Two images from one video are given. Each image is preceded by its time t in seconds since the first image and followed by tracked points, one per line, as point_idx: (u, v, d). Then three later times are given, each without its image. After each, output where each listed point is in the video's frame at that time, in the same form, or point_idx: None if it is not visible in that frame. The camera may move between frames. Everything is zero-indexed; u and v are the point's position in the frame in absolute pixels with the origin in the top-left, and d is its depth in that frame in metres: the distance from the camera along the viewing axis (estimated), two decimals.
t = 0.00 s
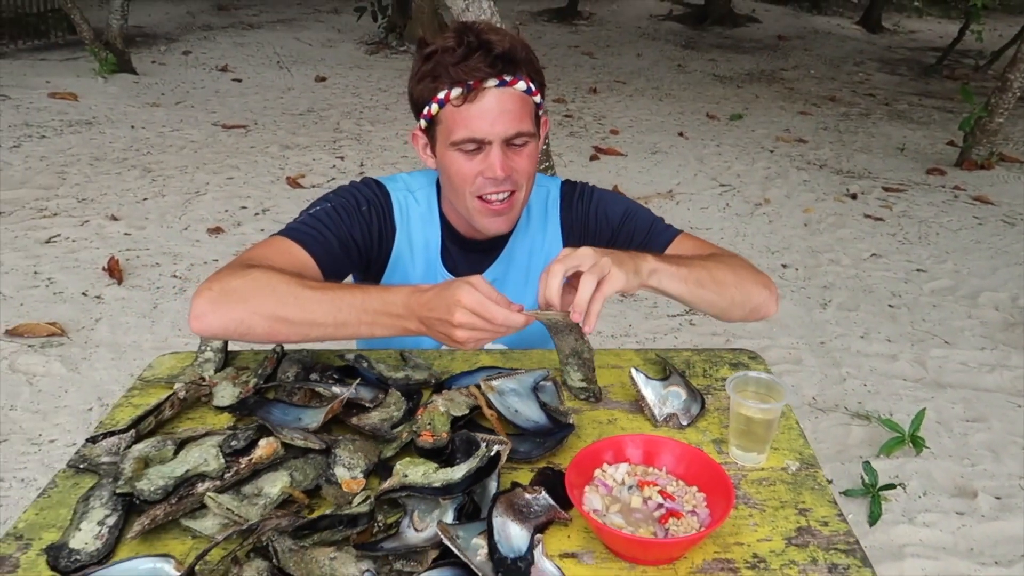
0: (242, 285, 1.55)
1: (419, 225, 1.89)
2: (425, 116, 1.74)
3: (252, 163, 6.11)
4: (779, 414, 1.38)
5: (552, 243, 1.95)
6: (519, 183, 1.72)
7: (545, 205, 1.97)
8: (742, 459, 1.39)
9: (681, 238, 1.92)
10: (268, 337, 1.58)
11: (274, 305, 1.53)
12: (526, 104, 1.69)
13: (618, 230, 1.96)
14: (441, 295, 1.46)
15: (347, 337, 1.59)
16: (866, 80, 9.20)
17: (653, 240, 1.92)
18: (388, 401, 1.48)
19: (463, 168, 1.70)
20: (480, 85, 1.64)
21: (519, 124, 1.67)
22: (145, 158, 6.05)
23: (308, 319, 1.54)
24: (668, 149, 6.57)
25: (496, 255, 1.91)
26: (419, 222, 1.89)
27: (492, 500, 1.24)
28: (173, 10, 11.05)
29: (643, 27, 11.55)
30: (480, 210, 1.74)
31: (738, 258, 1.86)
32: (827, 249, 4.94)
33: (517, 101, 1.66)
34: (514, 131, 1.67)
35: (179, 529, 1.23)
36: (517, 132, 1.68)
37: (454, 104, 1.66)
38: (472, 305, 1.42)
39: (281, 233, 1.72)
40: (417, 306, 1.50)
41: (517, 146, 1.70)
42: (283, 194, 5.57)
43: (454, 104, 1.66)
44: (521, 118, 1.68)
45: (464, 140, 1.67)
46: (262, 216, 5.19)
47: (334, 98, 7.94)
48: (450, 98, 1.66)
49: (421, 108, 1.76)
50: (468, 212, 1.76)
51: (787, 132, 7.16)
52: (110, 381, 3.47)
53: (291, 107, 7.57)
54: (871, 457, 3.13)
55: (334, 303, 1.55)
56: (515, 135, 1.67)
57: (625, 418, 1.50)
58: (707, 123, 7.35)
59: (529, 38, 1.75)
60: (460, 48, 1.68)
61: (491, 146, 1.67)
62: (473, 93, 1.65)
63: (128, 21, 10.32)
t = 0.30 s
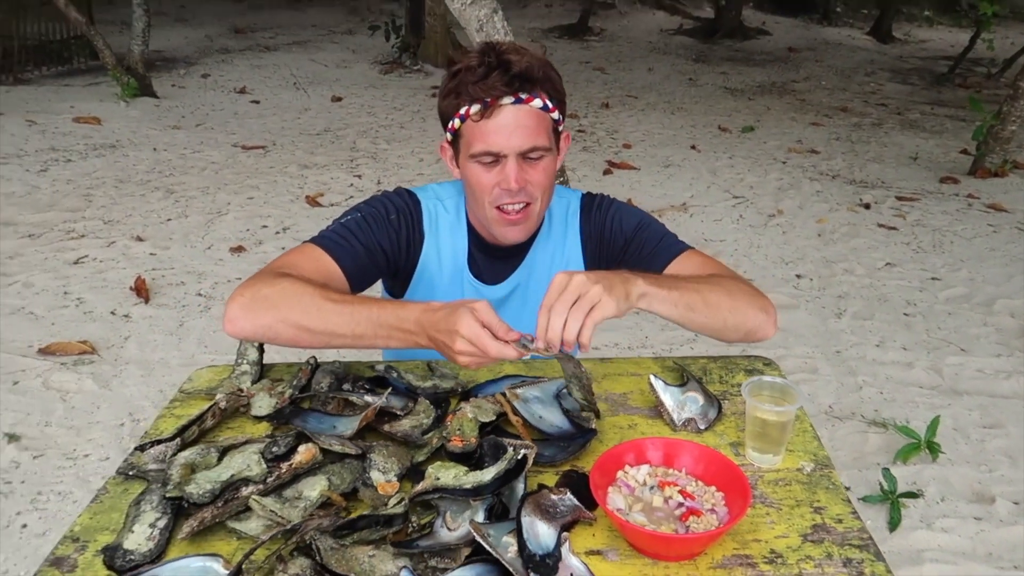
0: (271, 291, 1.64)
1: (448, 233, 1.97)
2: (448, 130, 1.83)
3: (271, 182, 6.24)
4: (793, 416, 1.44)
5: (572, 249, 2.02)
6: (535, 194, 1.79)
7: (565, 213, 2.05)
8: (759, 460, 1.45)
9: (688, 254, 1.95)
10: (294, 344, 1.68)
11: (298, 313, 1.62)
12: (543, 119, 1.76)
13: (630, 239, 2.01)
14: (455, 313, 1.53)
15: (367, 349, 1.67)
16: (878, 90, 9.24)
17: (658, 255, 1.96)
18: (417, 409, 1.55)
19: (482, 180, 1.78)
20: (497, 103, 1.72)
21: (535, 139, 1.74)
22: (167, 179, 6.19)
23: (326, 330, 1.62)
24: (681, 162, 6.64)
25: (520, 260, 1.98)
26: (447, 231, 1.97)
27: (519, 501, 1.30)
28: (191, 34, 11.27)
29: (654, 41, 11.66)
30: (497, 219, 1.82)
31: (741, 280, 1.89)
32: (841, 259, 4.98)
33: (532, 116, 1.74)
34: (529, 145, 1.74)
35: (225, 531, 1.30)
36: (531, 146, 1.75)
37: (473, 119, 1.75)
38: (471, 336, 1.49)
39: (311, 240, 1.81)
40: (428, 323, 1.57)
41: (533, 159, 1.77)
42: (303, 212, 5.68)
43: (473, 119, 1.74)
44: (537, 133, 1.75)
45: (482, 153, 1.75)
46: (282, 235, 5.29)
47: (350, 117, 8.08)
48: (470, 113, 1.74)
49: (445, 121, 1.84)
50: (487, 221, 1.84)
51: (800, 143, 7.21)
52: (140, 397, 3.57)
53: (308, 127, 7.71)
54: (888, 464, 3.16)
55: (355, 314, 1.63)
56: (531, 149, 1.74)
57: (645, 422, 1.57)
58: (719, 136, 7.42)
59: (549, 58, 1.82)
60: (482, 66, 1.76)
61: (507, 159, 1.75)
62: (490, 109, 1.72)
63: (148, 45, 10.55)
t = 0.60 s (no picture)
0: (276, 295, 1.71)
1: (461, 226, 2.00)
2: (466, 134, 1.84)
3: (287, 196, 6.30)
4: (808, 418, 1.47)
5: (592, 242, 2.03)
6: (555, 201, 1.82)
7: (586, 208, 2.05)
8: (775, 462, 1.47)
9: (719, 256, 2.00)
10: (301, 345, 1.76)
11: (299, 322, 1.69)
12: (564, 127, 1.77)
13: (657, 243, 2.04)
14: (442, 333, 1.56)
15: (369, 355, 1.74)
16: (891, 100, 9.23)
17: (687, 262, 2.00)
18: (437, 414, 1.58)
19: (505, 188, 1.82)
20: (518, 114, 1.73)
21: (557, 148, 1.76)
22: (184, 193, 6.27)
23: (322, 339, 1.69)
24: (693, 174, 6.66)
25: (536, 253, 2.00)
26: (461, 224, 2.00)
27: (539, 502, 1.32)
28: (206, 51, 11.42)
29: (665, 54, 11.71)
30: (519, 225, 1.86)
31: (774, 286, 1.94)
32: (855, 269, 4.98)
33: (554, 125, 1.75)
34: (551, 155, 1.76)
35: (252, 530, 1.34)
36: (554, 156, 1.77)
37: (494, 129, 1.76)
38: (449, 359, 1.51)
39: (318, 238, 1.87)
40: (415, 336, 1.60)
41: (555, 168, 1.79)
42: (318, 225, 5.74)
43: (494, 130, 1.76)
44: (559, 141, 1.76)
45: (505, 163, 1.78)
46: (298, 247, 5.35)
47: (363, 131, 8.15)
48: (491, 124, 1.76)
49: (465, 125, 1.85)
50: (509, 226, 1.88)
51: (812, 154, 7.22)
52: (159, 407, 3.61)
53: (322, 141, 7.79)
54: (905, 473, 3.15)
55: (353, 323, 1.69)
56: (552, 158, 1.77)
57: (661, 426, 1.59)
58: (731, 147, 7.44)
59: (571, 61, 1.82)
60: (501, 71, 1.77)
61: (529, 169, 1.78)
62: (512, 121, 1.74)
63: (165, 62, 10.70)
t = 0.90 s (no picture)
0: (290, 290, 1.74)
1: (469, 178, 1.85)
2: (484, 107, 1.53)
3: (297, 198, 6.35)
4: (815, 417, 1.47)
5: (610, 186, 1.91)
6: (587, 176, 1.61)
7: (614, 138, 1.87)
8: (783, 462, 1.48)
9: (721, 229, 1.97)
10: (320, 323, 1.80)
11: (315, 311, 1.74)
12: (602, 102, 1.51)
13: (677, 196, 1.93)
14: (454, 335, 1.58)
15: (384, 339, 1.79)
16: (902, 105, 9.22)
17: (697, 229, 1.94)
18: (447, 412, 1.60)
19: (532, 168, 1.58)
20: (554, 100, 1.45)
21: (594, 127, 1.51)
22: (196, 195, 6.32)
23: (341, 333, 1.75)
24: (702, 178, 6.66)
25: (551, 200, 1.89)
26: (468, 175, 1.85)
27: (548, 498, 1.34)
28: (218, 54, 11.50)
29: (674, 59, 11.72)
30: (545, 201, 1.65)
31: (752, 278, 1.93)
32: (864, 274, 4.97)
33: (592, 104, 1.49)
34: (588, 137, 1.52)
35: (263, 525, 1.36)
36: (590, 137, 1.52)
37: (522, 110, 1.48)
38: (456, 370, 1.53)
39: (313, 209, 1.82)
40: (429, 333, 1.62)
41: (589, 145, 1.56)
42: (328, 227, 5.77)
43: (523, 110, 1.47)
44: (597, 119, 1.51)
45: (533, 144, 1.52)
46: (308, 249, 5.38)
47: (373, 134, 8.20)
48: (519, 105, 1.47)
49: (480, 89, 1.52)
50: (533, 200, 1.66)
51: (822, 159, 7.21)
52: (170, 406, 3.64)
53: (333, 144, 7.83)
54: (913, 477, 3.14)
55: (368, 317, 1.73)
56: (589, 138, 1.52)
57: (669, 426, 1.60)
58: (740, 151, 7.44)
59: (606, 10, 1.46)
60: (530, 48, 1.43)
61: (562, 152, 1.53)
62: (546, 105, 1.46)
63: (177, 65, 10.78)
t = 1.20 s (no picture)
0: (310, 271, 1.78)
1: (463, 148, 1.76)
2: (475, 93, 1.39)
3: (298, 197, 6.35)
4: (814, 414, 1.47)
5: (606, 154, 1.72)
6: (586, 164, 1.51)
7: (614, 96, 1.63)
8: (781, 460, 1.48)
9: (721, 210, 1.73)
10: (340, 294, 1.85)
11: (334, 288, 1.77)
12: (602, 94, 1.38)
13: (672, 167, 1.69)
14: (468, 319, 1.58)
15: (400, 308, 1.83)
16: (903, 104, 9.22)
17: (687, 206, 1.70)
18: (446, 410, 1.60)
19: (525, 156, 1.47)
20: (551, 100, 1.33)
21: (592, 121, 1.39)
22: (196, 194, 6.33)
23: (361, 309, 1.80)
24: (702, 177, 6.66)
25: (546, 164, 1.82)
26: (463, 144, 1.76)
27: (546, 496, 1.34)
28: (219, 54, 11.51)
29: (675, 59, 11.72)
30: (542, 186, 1.55)
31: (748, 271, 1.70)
32: (864, 273, 4.97)
33: (589, 97, 1.36)
34: (586, 129, 1.40)
35: (263, 522, 1.36)
36: (588, 128, 1.41)
37: (514, 105, 1.35)
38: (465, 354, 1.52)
39: (318, 186, 1.78)
40: (442, 318, 1.64)
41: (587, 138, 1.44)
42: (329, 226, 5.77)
43: (514, 106, 1.35)
44: (596, 111, 1.39)
45: (525, 137, 1.41)
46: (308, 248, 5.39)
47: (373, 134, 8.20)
48: (509, 101, 1.34)
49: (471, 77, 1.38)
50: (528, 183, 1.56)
51: (822, 158, 7.21)
52: (170, 405, 3.65)
53: (333, 143, 7.84)
54: (912, 476, 3.14)
55: (385, 295, 1.76)
56: (586, 131, 1.40)
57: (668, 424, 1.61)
58: (741, 151, 7.44)
59: None
60: (527, 41, 1.27)
61: (557, 147, 1.42)
62: (540, 104, 1.33)
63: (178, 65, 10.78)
